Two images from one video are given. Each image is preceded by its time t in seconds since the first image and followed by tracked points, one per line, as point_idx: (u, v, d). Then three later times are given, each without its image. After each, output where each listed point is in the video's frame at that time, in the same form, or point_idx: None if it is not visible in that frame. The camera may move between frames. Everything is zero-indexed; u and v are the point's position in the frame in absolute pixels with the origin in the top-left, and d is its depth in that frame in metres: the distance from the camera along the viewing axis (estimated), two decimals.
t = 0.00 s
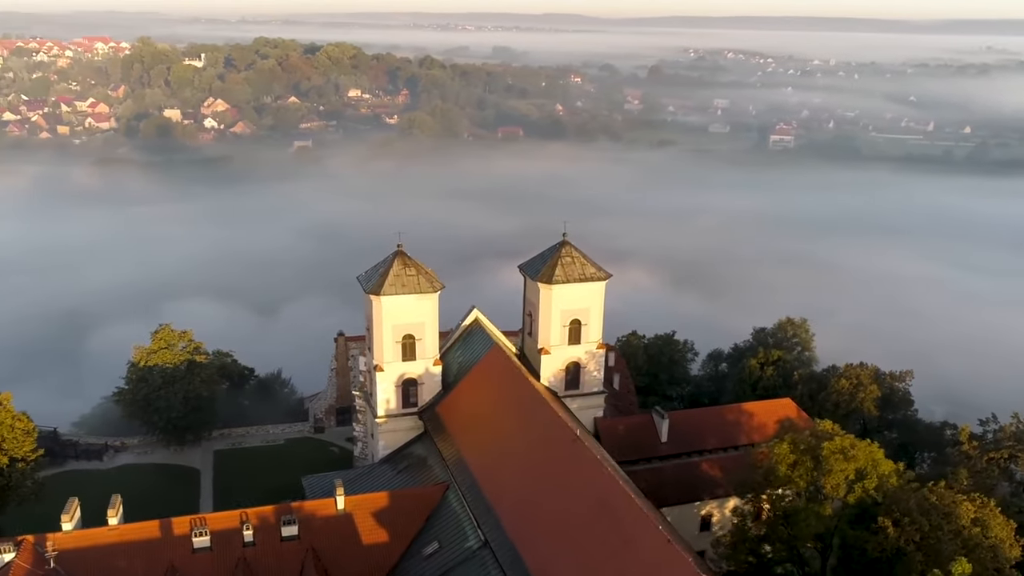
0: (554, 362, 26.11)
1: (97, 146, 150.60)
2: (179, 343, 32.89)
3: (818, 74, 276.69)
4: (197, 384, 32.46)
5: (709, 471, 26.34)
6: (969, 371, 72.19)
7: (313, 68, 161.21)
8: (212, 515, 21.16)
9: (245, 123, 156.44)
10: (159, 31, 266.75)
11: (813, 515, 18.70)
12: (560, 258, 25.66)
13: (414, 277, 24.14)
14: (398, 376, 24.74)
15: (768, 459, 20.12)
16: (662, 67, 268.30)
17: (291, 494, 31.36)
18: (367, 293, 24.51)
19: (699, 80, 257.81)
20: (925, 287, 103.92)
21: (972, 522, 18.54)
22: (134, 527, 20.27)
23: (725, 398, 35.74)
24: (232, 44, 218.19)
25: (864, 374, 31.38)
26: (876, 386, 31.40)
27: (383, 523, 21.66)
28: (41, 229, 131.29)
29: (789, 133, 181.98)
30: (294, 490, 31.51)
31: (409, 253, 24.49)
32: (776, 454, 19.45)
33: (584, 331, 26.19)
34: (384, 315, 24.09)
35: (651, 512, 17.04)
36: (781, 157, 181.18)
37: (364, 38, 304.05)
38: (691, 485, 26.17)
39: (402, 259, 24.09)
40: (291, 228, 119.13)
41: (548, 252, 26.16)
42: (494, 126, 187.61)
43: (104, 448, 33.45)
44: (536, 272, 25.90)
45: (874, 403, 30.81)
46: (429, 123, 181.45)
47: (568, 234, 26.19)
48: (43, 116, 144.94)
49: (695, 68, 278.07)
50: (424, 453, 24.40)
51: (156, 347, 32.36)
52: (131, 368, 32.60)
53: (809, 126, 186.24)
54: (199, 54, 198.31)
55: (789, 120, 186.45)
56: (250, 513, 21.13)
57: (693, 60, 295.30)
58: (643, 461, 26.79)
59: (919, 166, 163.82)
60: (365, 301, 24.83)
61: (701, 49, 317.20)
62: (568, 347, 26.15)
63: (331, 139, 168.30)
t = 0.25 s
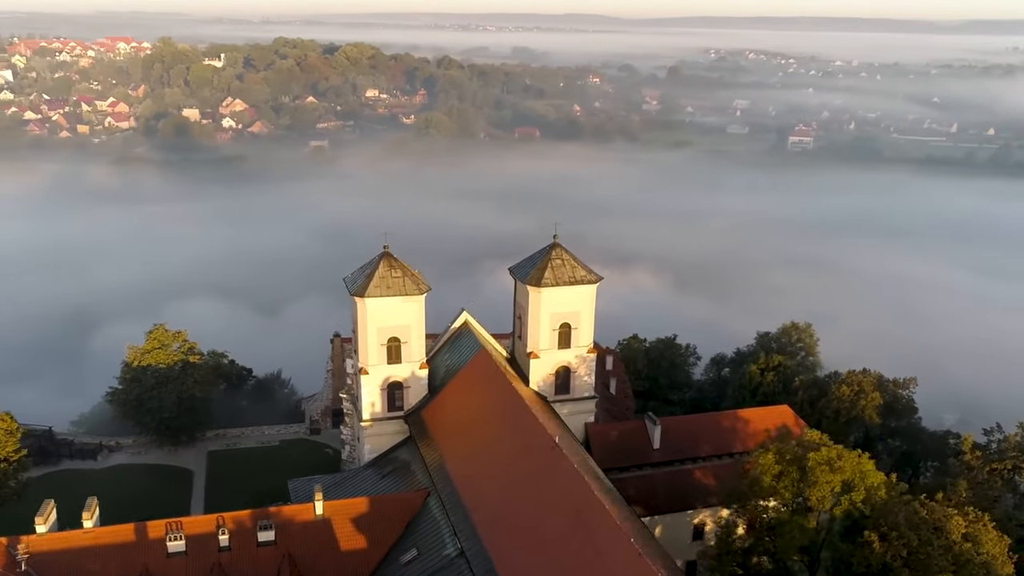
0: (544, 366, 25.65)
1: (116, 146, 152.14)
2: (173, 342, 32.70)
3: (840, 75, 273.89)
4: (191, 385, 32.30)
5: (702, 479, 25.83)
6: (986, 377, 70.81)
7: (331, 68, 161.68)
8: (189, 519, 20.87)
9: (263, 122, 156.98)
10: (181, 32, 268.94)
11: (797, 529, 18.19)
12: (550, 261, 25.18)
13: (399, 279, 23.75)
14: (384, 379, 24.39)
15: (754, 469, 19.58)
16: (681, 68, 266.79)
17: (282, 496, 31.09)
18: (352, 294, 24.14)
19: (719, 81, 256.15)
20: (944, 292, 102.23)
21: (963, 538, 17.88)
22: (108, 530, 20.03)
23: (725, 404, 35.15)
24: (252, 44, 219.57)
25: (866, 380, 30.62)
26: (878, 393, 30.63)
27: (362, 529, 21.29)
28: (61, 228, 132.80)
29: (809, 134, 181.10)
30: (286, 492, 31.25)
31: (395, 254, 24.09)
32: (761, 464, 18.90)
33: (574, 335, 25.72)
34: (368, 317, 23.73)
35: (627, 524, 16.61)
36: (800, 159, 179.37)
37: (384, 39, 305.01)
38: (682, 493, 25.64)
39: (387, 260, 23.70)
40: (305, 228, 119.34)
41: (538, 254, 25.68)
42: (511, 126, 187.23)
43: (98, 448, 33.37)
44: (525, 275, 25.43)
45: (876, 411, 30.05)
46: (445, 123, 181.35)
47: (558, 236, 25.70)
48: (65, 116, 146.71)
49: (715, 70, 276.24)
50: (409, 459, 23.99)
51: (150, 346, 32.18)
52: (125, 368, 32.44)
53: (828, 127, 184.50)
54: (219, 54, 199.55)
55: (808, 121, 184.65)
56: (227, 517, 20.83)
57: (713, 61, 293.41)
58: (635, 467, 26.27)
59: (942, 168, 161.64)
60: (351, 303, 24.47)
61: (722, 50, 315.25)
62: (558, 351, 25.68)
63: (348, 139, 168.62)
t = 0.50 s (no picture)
0: (534, 369, 25.21)
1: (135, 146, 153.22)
2: (168, 342, 32.59)
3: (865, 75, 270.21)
4: (185, 385, 32.20)
5: (696, 486, 25.25)
6: (1007, 386, 69.06)
7: (351, 68, 161.55)
8: (167, 522, 20.59)
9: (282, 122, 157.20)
10: (204, 32, 270.98)
11: (781, 543, 17.58)
12: (541, 263, 24.70)
13: (385, 281, 23.36)
14: (370, 382, 24.06)
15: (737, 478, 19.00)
16: (703, 68, 264.81)
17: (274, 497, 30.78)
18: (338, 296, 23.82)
19: (740, 82, 254.02)
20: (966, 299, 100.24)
21: (954, 555, 17.16)
22: (84, 533, 19.81)
23: (726, 410, 34.53)
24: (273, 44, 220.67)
25: (869, 386, 29.98)
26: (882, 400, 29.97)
27: (342, 534, 20.98)
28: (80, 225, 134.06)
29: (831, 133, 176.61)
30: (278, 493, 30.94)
31: (382, 256, 23.74)
32: (744, 473, 18.30)
33: (564, 339, 25.27)
34: (354, 319, 23.38)
35: (600, 534, 16.28)
36: (821, 160, 177.01)
37: (406, 39, 305.67)
38: (675, 502, 25.13)
39: (372, 261, 23.31)
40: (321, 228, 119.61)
41: (529, 256, 25.21)
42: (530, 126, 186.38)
43: (94, 448, 33.34)
44: (515, 277, 25.01)
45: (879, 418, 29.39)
46: (463, 123, 180.97)
47: (549, 237, 25.21)
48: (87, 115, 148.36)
49: (738, 70, 274.02)
50: (394, 463, 23.65)
51: (144, 346, 32.10)
52: (119, 368, 32.40)
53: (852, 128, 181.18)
54: (240, 54, 200.77)
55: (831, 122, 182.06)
56: (204, 521, 20.52)
57: (735, 61, 291.14)
58: (627, 474, 25.70)
59: (965, 170, 159.39)
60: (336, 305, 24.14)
61: (745, 50, 312.84)
62: (548, 355, 25.25)
63: (367, 139, 169.00)
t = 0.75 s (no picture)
0: (522, 374, 24.76)
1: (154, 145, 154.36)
2: (163, 342, 32.44)
3: (891, 75, 266.48)
4: (179, 385, 32.08)
5: (688, 494, 24.64)
6: None
7: (370, 67, 161.05)
8: (144, 525, 20.37)
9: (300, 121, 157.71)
10: (228, 32, 272.99)
11: (762, 557, 17.02)
12: (531, 265, 24.22)
13: (370, 282, 23.00)
14: (355, 385, 23.74)
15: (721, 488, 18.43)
16: (725, 68, 262.80)
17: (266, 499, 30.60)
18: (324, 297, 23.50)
19: (762, 82, 251.77)
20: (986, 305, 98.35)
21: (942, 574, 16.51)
22: (59, 534, 19.63)
23: (728, 416, 33.89)
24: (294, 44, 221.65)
25: (871, 393, 29.21)
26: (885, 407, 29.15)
27: (321, 540, 20.65)
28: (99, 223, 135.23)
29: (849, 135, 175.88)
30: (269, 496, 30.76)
31: (367, 257, 23.38)
32: (727, 484, 17.75)
33: (554, 343, 24.79)
34: (338, 321, 23.05)
35: (571, 547, 15.88)
36: (842, 162, 174.74)
37: (428, 39, 306.04)
38: (666, 510, 24.57)
39: (357, 262, 22.97)
40: (336, 228, 119.68)
41: (519, 257, 24.75)
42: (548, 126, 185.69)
43: (89, 447, 33.30)
44: (504, 279, 24.55)
45: (881, 427, 28.61)
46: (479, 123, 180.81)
47: (540, 239, 24.73)
48: (108, 114, 149.86)
49: (760, 70, 271.56)
50: (379, 468, 23.32)
51: (139, 346, 31.97)
52: (114, 368, 32.27)
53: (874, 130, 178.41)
54: (261, 54, 201.74)
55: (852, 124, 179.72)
56: (181, 525, 20.28)
57: (758, 62, 288.62)
58: (618, 481, 25.13)
59: (988, 172, 157.15)
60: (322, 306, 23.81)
61: (767, 50, 310.22)
62: (537, 359, 24.78)
63: (384, 139, 169.16)
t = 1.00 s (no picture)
0: (511, 378, 24.32)
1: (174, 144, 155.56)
2: (158, 342, 32.35)
3: (917, 76, 262.98)
4: (173, 385, 31.98)
5: (680, 499, 23.97)
6: None
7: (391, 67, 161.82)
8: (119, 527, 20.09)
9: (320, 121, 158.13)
10: (252, 32, 274.87)
11: (742, 571, 16.46)
12: (520, 267, 23.76)
13: (355, 283, 22.62)
14: (339, 387, 23.41)
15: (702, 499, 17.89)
16: (747, 69, 260.86)
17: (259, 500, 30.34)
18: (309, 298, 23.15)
19: (785, 82, 249.57)
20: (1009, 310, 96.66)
21: None
22: (34, 536, 19.41)
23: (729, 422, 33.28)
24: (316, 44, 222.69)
25: (874, 400, 28.48)
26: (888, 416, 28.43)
27: (299, 545, 20.32)
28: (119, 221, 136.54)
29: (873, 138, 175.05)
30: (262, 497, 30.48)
31: (353, 257, 22.99)
32: (706, 495, 17.22)
33: (544, 347, 24.33)
34: (322, 322, 22.70)
35: (540, 559, 15.48)
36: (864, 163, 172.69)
37: (450, 39, 306.33)
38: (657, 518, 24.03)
39: (341, 263, 22.60)
40: (352, 227, 119.88)
41: (509, 258, 24.28)
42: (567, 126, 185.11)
43: (86, 446, 33.25)
44: (493, 281, 24.10)
45: (884, 435, 27.90)
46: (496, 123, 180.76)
47: (530, 241, 24.24)
48: (130, 113, 151.36)
49: (783, 70, 269.14)
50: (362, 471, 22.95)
51: (135, 345, 31.89)
52: (109, 367, 32.22)
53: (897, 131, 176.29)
54: (282, 54, 202.84)
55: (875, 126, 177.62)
56: (157, 528, 20.01)
57: (781, 62, 286.17)
58: (609, 488, 24.65)
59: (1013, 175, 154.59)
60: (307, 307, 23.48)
61: (791, 49, 307.43)
62: (526, 363, 24.33)
63: (403, 139, 169.44)
